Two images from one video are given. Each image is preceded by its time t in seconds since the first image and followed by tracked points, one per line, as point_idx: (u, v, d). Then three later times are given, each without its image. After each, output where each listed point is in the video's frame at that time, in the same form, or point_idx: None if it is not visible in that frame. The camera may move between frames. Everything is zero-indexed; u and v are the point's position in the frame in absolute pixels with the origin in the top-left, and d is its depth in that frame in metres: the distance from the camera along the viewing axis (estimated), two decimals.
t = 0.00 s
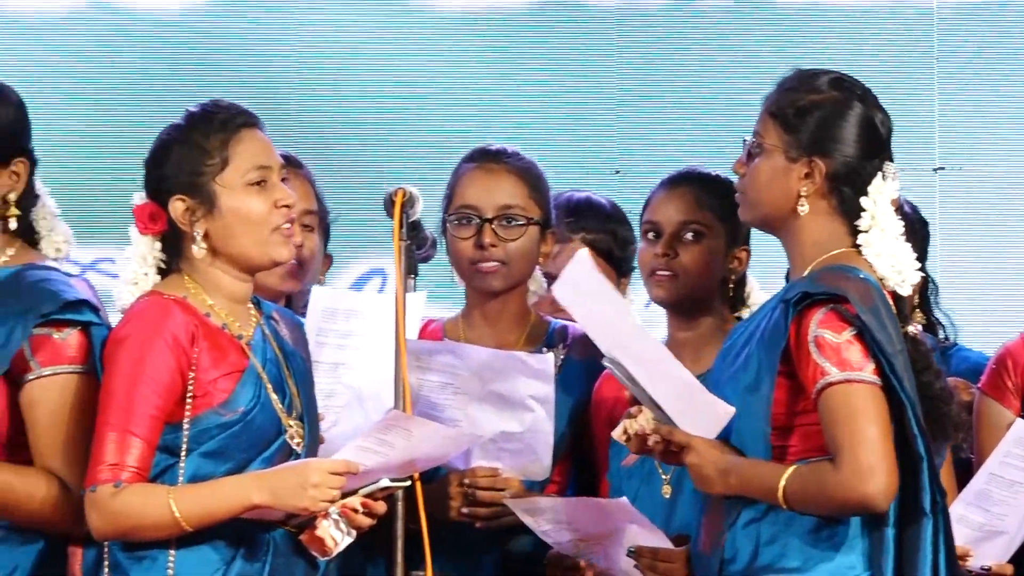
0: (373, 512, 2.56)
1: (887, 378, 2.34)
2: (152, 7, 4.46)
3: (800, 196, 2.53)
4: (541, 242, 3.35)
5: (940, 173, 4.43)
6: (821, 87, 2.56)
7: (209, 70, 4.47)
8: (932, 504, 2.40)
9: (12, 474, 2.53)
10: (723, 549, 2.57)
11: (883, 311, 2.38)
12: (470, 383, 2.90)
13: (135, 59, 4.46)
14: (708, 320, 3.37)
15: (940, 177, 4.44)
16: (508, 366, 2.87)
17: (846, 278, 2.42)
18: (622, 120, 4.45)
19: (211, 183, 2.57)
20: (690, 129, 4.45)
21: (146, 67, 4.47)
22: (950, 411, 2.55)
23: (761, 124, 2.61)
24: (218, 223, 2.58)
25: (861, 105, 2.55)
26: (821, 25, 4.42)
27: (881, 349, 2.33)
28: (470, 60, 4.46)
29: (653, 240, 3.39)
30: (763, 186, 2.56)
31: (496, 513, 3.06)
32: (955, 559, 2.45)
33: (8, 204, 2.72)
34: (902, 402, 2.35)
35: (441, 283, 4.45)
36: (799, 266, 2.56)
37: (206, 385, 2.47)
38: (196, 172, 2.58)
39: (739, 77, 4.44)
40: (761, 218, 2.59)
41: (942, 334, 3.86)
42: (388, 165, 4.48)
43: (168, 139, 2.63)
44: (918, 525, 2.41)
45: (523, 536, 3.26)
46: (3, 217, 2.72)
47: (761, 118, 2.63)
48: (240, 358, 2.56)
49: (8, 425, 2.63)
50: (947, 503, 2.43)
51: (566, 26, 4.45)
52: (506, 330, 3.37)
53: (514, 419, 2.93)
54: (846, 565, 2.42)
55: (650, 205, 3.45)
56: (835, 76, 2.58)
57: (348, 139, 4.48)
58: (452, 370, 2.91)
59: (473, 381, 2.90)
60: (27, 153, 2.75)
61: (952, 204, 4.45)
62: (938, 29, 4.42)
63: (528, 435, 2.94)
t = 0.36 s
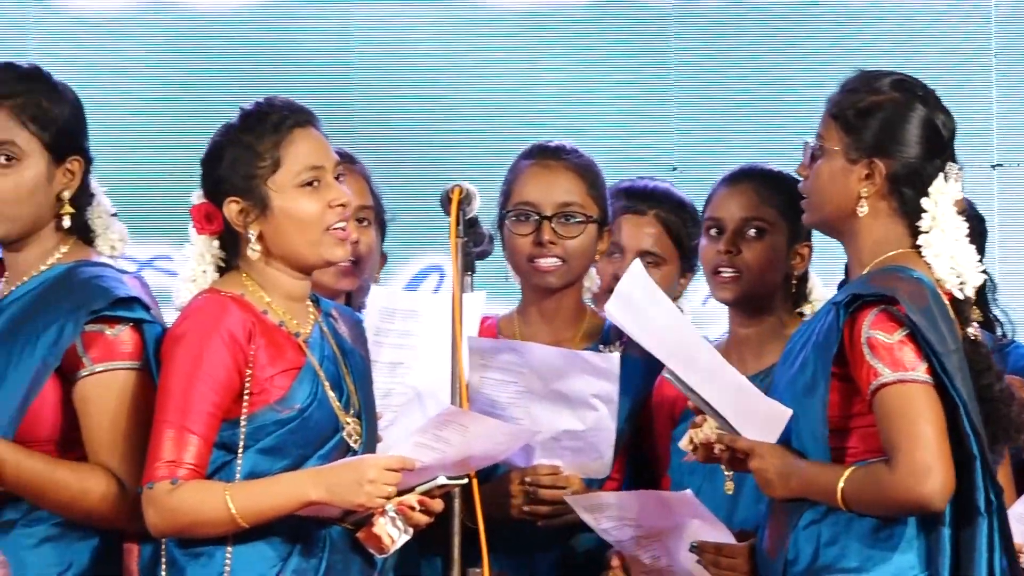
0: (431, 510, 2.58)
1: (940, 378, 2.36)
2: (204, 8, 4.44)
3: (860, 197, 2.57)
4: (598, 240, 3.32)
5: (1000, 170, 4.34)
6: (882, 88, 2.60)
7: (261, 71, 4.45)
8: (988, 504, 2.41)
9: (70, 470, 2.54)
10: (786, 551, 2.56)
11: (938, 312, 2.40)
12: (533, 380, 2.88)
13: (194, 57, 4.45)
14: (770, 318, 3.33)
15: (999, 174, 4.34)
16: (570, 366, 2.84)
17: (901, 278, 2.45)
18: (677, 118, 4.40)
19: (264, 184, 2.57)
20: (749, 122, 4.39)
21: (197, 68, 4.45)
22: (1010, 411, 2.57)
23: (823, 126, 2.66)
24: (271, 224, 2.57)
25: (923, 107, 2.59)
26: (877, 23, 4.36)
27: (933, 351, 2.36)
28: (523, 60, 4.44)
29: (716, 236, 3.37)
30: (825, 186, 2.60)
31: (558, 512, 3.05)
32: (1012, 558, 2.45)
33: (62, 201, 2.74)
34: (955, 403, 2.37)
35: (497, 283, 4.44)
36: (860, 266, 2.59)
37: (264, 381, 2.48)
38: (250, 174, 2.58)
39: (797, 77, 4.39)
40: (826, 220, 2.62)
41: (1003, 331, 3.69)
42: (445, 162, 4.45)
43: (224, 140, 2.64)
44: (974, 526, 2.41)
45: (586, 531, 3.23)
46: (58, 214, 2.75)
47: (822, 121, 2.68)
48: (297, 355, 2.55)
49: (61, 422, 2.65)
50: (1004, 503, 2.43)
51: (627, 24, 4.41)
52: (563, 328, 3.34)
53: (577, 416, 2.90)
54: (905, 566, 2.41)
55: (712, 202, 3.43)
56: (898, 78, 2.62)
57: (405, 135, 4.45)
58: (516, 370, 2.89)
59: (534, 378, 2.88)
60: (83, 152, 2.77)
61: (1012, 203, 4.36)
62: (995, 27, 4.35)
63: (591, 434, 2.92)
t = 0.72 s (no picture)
0: (468, 510, 2.55)
1: (969, 388, 2.42)
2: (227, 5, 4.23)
3: (908, 197, 2.63)
4: (638, 240, 3.31)
5: None
6: (929, 88, 2.66)
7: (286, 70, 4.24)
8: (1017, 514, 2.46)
9: (105, 470, 2.57)
10: (823, 548, 2.69)
11: (971, 320, 2.46)
12: (570, 380, 2.88)
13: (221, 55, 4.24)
14: (814, 318, 3.31)
15: None
16: (609, 362, 2.83)
17: (938, 285, 2.52)
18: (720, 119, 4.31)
19: (299, 187, 2.57)
20: (791, 125, 4.18)
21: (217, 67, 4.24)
22: None
23: (873, 130, 2.73)
24: (308, 226, 2.58)
25: (971, 107, 2.64)
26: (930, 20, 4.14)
27: (962, 360, 2.41)
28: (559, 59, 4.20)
29: (763, 236, 3.36)
30: (875, 188, 2.68)
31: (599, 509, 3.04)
32: None
33: (101, 202, 2.76)
34: (984, 412, 2.43)
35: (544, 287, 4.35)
36: (912, 266, 2.66)
37: (300, 381, 2.48)
38: (286, 177, 2.58)
39: (843, 79, 4.17)
40: (878, 222, 2.70)
41: None
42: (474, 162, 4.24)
43: (263, 140, 2.65)
44: (1002, 535, 2.47)
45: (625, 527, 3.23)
46: (97, 214, 2.76)
47: (874, 122, 2.76)
48: (335, 355, 2.55)
49: (96, 424, 2.67)
50: None
51: (646, 22, 4.19)
52: (604, 328, 3.33)
53: (613, 417, 2.89)
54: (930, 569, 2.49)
55: (760, 201, 3.42)
56: (946, 79, 2.68)
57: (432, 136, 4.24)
58: (556, 368, 2.88)
59: (574, 377, 2.87)
60: (121, 153, 2.79)
61: None
62: None
63: (630, 431, 2.90)
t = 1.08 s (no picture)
0: (512, 513, 2.52)
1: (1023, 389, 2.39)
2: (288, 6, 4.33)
3: (960, 200, 2.60)
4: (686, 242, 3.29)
5: None
6: (982, 91, 2.63)
7: (348, 72, 4.37)
8: None
9: (152, 472, 2.59)
10: (878, 550, 2.68)
11: None
12: (614, 381, 2.87)
13: (279, 60, 4.34)
14: (859, 320, 3.27)
15: None
16: (653, 365, 2.83)
17: (990, 286, 2.50)
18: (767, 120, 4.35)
19: (341, 188, 2.59)
20: (837, 125, 4.36)
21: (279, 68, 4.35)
22: None
23: (925, 131, 2.69)
24: (349, 226, 2.59)
25: None
26: (974, 19, 4.33)
27: (1016, 362, 2.39)
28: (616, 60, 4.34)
29: (808, 237, 3.33)
30: (926, 190, 2.64)
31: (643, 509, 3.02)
32: None
33: (140, 204, 2.77)
34: None
35: (582, 287, 4.39)
36: (964, 268, 2.64)
37: (344, 384, 2.49)
38: (329, 178, 2.60)
39: (889, 82, 4.35)
40: (929, 224, 2.66)
41: None
42: (528, 164, 4.38)
43: (309, 143, 2.67)
44: None
45: (672, 529, 3.22)
46: (137, 217, 2.78)
47: (926, 123, 2.73)
48: (379, 358, 2.56)
49: (145, 426, 2.70)
50: None
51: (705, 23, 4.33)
52: (651, 331, 3.32)
53: (658, 418, 2.88)
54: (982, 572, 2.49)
55: (804, 202, 3.39)
56: (998, 80, 2.64)
57: (490, 140, 4.39)
58: (600, 370, 2.87)
59: (616, 378, 2.86)
60: (158, 153, 2.79)
61: None
62: None
63: (675, 433, 2.89)
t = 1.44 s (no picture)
0: (576, 512, 2.50)
1: None
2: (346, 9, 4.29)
3: None
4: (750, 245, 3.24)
5: None
6: None
7: (406, 76, 4.31)
8: None
9: (213, 470, 2.60)
10: (947, 551, 2.62)
11: None
12: (675, 382, 2.82)
13: (338, 60, 4.30)
14: (923, 323, 3.20)
15: None
16: (715, 366, 2.80)
17: None
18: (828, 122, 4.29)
19: (398, 182, 2.58)
20: (898, 125, 4.29)
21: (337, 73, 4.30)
22: None
23: (995, 134, 2.66)
24: (403, 222, 2.58)
25: None
26: None
27: None
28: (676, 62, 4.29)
29: (871, 239, 3.31)
30: (997, 193, 2.62)
31: (707, 510, 2.99)
32: None
33: (188, 207, 2.76)
34: None
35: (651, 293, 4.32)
36: None
37: (406, 379, 2.47)
38: (387, 173, 2.59)
39: (952, 79, 4.27)
40: (1002, 227, 2.64)
41: None
42: (589, 161, 4.32)
43: (371, 140, 2.66)
44: None
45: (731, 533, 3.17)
46: (186, 220, 2.77)
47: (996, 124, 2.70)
48: (441, 354, 2.54)
49: (206, 424, 2.70)
50: None
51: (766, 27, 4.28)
52: (717, 331, 3.27)
53: (721, 417, 2.84)
54: None
55: (868, 203, 3.36)
56: None
57: (550, 138, 4.32)
58: (662, 370, 2.83)
59: (678, 378, 2.82)
60: (199, 154, 2.77)
61: None
62: None
63: (738, 433, 2.85)
